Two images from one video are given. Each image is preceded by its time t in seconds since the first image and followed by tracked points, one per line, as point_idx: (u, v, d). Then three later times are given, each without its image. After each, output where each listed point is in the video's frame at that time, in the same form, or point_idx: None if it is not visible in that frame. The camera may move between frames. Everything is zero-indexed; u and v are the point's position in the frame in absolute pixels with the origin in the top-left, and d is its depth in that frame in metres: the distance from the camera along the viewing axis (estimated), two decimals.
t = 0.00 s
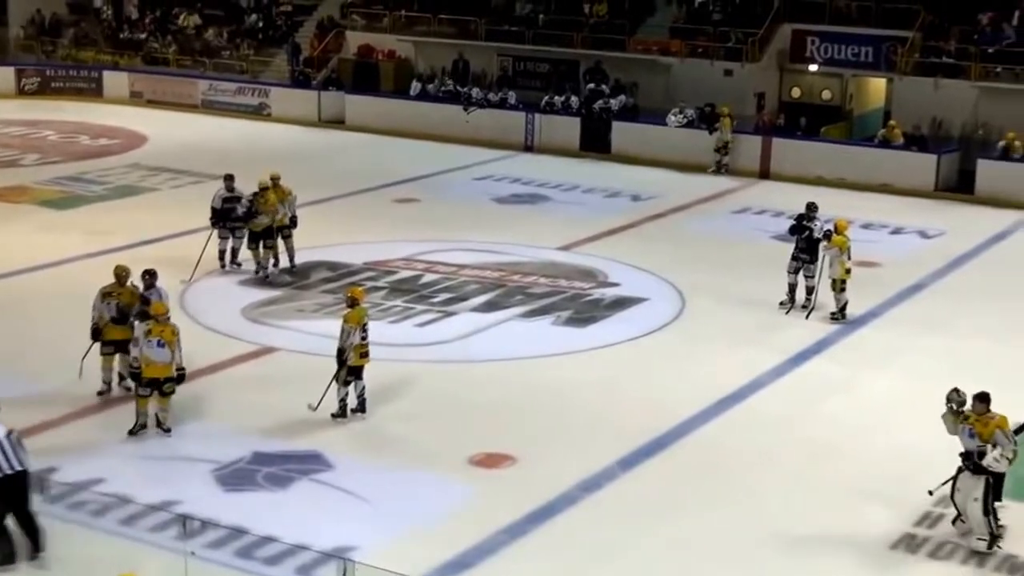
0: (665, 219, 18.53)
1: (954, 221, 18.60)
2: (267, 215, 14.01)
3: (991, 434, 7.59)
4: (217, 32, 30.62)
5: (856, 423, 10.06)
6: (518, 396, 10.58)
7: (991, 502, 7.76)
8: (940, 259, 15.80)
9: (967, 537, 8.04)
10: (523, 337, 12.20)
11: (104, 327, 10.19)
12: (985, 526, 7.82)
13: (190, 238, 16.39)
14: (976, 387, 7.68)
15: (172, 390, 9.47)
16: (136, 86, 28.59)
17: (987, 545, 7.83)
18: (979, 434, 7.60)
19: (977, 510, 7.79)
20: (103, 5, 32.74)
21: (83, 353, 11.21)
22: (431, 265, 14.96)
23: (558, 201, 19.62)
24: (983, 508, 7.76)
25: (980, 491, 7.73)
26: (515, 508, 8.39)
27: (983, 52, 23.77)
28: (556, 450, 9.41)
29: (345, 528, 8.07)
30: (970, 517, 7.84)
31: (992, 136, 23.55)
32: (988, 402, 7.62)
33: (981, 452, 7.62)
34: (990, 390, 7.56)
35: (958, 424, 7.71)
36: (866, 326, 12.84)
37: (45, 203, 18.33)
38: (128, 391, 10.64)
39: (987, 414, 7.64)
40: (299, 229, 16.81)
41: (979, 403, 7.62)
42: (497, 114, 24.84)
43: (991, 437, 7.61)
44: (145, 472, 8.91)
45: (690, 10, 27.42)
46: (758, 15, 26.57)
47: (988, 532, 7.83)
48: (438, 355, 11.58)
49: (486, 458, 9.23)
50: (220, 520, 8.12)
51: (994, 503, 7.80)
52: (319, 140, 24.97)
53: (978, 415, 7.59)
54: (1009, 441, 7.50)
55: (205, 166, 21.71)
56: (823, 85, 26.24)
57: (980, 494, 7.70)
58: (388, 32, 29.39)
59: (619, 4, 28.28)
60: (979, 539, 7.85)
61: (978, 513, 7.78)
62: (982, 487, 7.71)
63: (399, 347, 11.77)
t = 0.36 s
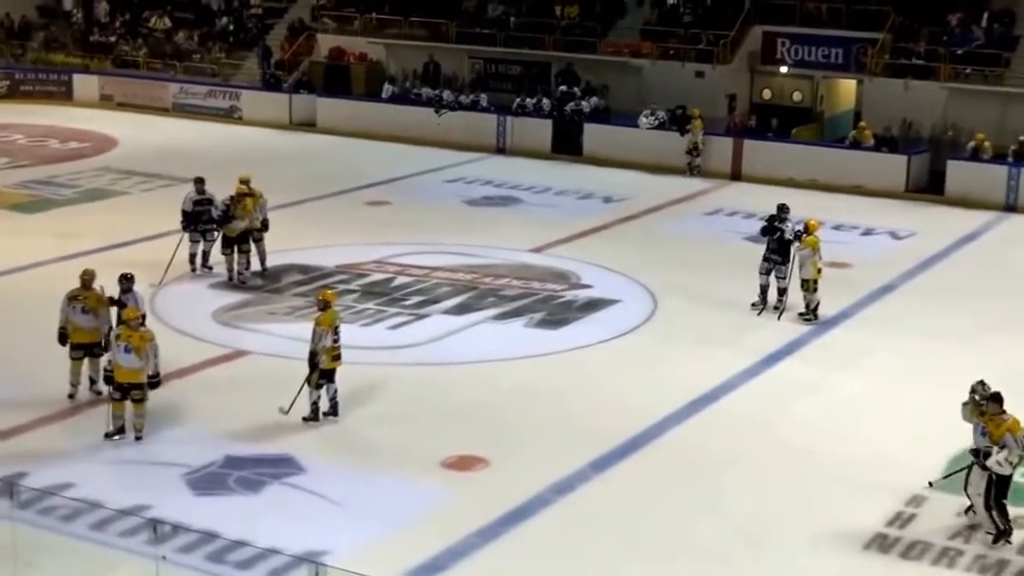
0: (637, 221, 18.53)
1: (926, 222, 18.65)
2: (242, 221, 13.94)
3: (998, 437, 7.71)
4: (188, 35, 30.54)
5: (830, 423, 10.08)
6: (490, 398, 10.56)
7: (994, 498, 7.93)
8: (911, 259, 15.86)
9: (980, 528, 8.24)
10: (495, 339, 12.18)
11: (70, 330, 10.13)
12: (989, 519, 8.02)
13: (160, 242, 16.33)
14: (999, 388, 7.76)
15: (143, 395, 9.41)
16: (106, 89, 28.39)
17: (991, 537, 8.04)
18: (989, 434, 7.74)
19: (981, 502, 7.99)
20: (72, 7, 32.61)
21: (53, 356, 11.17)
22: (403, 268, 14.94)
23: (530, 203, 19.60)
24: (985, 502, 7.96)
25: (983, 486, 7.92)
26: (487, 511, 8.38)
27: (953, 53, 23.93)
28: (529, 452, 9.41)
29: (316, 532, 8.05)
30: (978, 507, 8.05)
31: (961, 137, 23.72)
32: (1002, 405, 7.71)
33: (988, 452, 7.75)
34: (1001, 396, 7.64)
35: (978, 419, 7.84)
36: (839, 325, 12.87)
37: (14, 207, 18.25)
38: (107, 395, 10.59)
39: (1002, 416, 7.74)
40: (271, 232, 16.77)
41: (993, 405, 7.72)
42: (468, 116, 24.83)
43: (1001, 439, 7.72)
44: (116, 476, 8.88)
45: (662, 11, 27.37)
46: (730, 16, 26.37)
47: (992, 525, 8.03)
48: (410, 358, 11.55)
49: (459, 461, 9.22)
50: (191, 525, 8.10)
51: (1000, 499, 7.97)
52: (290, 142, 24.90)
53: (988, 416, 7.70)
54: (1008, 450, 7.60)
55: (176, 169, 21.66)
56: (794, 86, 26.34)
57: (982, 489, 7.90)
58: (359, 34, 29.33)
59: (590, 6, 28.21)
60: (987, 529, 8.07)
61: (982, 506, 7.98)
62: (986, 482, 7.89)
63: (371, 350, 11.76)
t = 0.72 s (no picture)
0: (606, 222, 18.53)
1: (894, 222, 18.71)
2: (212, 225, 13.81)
3: (1009, 436, 7.76)
4: (154, 37, 30.47)
5: (798, 423, 10.10)
6: (459, 400, 10.55)
7: (1005, 498, 7.98)
8: (878, 258, 15.91)
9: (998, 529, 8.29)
10: (464, 340, 12.17)
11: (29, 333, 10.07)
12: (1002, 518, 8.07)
13: (127, 245, 16.27)
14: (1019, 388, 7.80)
15: (108, 400, 9.37)
16: (72, 92, 28.35)
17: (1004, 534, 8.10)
18: (1001, 433, 7.79)
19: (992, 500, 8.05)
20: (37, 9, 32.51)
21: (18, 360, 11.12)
22: (371, 270, 14.90)
23: (498, 204, 19.59)
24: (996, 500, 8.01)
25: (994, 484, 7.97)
26: (455, 513, 8.36)
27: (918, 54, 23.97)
28: (496, 454, 9.40)
29: (285, 535, 8.02)
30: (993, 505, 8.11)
31: (928, 138, 24.13)
32: (1017, 406, 7.75)
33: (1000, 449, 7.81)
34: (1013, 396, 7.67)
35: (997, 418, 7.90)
36: (808, 325, 12.91)
37: None
38: (79, 400, 10.57)
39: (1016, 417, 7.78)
40: (238, 235, 16.73)
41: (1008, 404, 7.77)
42: (435, 117, 24.80)
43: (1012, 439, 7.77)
44: (82, 481, 8.83)
45: (628, 12, 27.37)
46: (696, 18, 26.52)
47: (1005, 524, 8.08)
48: (378, 360, 11.53)
49: (427, 463, 9.19)
50: (158, 528, 8.06)
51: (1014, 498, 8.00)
52: (257, 145, 24.85)
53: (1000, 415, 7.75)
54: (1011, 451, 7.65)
55: (143, 173, 21.61)
56: (760, 87, 26.40)
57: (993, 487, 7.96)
58: (325, 37, 29.26)
59: (557, 8, 28.14)
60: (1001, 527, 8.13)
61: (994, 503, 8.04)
62: (998, 480, 7.94)
63: (338, 352, 11.74)
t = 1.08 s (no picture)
0: (570, 224, 18.54)
1: (857, 221, 18.78)
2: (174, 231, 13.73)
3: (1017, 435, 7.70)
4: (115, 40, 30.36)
5: (761, 423, 10.12)
6: (424, 402, 10.54)
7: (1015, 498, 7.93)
8: (841, 258, 15.96)
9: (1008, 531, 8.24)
10: (427, 343, 12.16)
11: None
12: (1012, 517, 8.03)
13: (90, 248, 16.21)
14: None
15: (71, 404, 9.33)
16: (34, 96, 28.23)
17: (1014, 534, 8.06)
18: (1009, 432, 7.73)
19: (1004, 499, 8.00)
20: None
21: None
22: (334, 272, 14.88)
23: (461, 206, 19.58)
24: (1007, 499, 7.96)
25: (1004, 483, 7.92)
26: (421, 515, 8.36)
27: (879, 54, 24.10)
28: (462, 455, 9.39)
29: (250, 539, 8.00)
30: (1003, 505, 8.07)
31: (890, 137, 24.20)
32: None
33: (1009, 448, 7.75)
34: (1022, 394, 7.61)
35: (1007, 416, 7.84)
36: (771, 324, 12.95)
37: None
38: (42, 404, 10.51)
39: None
40: (201, 238, 16.68)
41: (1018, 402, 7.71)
42: (398, 119, 24.76)
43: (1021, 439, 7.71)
44: (46, 486, 8.79)
45: (591, 14, 27.39)
46: (658, 19, 26.58)
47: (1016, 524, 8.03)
48: (342, 363, 11.51)
49: (391, 465, 9.18)
50: (122, 533, 8.02)
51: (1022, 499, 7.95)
52: (220, 148, 24.78)
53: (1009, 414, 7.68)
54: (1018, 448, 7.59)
55: (105, 176, 21.53)
56: (722, 87, 26.47)
57: (1002, 486, 7.91)
58: (287, 39, 29.21)
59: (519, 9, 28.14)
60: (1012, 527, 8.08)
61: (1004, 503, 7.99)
62: (1008, 478, 7.90)
63: (300, 355, 11.71)
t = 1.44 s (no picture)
0: (529, 224, 18.53)
1: (816, 220, 18.84)
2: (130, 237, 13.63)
3: None
4: (72, 43, 30.22)
5: (722, 422, 10.13)
6: (384, 404, 10.51)
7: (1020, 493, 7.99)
8: (800, 257, 16.00)
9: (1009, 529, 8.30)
10: (388, 344, 12.14)
11: None
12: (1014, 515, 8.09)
13: (48, 253, 16.11)
14: None
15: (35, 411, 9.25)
16: None
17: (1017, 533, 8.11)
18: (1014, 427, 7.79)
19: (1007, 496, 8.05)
20: None
21: None
22: (294, 275, 14.84)
23: (421, 208, 19.55)
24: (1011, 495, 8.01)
25: (1009, 480, 7.97)
26: (382, 518, 8.34)
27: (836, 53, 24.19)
28: (423, 457, 9.38)
29: (211, 542, 7.96)
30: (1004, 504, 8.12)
31: (847, 136, 24.39)
32: None
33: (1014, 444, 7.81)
34: None
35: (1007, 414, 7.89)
36: (729, 323, 12.98)
37: None
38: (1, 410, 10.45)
39: None
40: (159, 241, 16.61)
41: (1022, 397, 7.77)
42: (356, 121, 24.71)
43: None
44: (5, 491, 8.73)
45: (548, 15, 27.38)
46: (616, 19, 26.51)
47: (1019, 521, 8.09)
48: (302, 365, 11.49)
49: (352, 468, 9.16)
50: (81, 538, 7.98)
51: None
52: (178, 151, 24.68)
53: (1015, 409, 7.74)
54: None
55: (63, 180, 21.41)
56: (681, 87, 26.45)
57: (1007, 483, 7.95)
58: (245, 41, 29.15)
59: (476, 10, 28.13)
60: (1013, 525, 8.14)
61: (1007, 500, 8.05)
62: (1012, 475, 7.95)
63: (259, 358, 11.67)
